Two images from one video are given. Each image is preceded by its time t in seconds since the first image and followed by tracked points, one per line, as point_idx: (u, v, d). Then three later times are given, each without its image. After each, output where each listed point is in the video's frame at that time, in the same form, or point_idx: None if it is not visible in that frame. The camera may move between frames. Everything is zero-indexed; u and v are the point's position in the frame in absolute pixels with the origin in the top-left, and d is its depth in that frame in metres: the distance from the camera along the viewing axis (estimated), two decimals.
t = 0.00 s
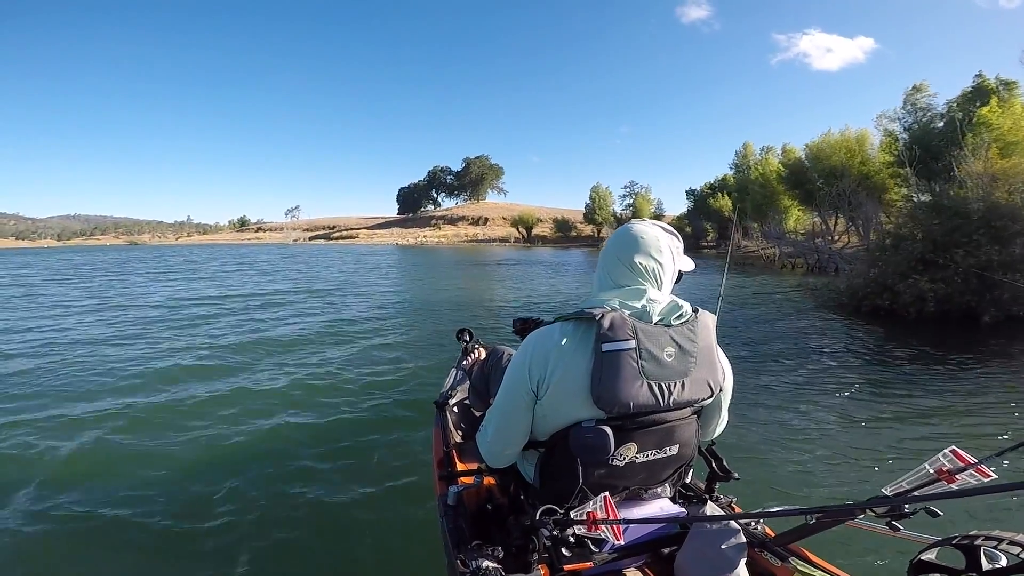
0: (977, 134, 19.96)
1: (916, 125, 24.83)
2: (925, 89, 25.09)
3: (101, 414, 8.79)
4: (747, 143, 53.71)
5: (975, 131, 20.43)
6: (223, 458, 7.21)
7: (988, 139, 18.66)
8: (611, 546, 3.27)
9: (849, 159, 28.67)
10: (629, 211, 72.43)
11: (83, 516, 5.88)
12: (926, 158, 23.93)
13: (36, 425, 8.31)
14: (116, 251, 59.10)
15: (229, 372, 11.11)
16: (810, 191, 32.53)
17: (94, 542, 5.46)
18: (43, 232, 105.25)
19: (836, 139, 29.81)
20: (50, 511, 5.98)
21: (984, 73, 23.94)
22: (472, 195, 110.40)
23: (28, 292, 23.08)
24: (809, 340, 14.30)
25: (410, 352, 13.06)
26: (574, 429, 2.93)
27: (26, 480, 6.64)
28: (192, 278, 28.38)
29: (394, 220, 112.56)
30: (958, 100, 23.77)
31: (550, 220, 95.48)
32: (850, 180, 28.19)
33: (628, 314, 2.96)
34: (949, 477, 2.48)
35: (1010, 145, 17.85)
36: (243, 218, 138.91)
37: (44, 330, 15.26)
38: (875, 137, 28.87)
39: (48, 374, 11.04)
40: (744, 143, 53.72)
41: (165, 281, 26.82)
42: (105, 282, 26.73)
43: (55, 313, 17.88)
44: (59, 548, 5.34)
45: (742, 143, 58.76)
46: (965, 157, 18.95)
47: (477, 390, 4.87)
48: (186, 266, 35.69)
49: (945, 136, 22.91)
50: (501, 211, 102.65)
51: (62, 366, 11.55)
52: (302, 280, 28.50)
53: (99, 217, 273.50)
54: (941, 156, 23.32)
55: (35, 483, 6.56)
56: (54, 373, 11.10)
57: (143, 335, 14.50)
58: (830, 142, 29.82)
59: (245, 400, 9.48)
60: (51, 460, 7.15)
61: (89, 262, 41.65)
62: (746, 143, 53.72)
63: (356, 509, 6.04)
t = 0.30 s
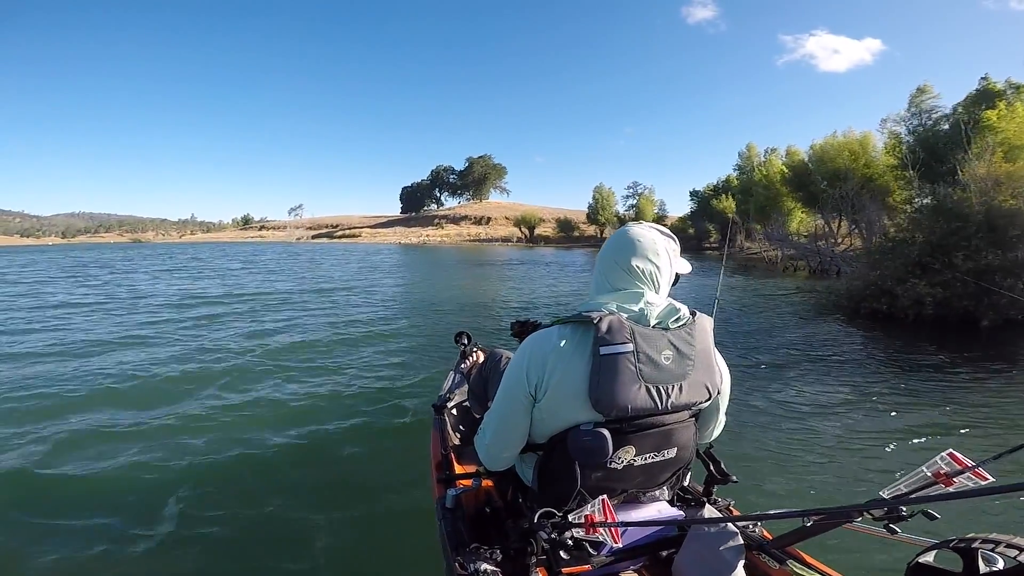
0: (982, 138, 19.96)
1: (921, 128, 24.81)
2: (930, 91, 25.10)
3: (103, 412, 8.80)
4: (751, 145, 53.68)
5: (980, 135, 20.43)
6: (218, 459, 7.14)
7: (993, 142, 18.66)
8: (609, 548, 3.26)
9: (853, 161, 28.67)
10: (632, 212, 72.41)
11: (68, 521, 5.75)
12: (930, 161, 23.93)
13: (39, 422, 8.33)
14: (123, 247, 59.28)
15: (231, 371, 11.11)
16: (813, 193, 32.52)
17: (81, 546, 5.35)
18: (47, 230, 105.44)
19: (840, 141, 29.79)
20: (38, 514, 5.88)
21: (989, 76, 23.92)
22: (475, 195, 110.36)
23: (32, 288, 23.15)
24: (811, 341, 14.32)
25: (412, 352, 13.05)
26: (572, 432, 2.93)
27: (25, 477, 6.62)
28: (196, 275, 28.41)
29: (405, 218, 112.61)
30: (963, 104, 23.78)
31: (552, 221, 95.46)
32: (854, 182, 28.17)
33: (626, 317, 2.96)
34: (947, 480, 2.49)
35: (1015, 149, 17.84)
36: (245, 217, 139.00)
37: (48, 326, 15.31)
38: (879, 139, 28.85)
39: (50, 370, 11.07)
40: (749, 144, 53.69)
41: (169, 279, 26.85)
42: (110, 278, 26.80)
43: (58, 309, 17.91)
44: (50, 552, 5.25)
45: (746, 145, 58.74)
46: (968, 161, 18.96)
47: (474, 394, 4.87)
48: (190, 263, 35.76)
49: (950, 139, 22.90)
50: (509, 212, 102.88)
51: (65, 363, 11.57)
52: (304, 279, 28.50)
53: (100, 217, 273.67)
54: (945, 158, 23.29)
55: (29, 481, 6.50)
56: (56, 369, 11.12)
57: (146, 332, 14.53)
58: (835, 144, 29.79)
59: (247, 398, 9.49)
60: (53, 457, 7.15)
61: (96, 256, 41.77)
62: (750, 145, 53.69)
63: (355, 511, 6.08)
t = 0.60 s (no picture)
0: (983, 137, 19.93)
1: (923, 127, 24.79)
2: (933, 90, 25.08)
3: (104, 412, 8.82)
4: (754, 144, 53.69)
5: (982, 134, 20.42)
6: (220, 462, 7.12)
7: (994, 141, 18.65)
8: (609, 545, 3.26)
9: (855, 160, 28.64)
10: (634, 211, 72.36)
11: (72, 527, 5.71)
12: (932, 160, 23.90)
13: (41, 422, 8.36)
14: (128, 248, 59.50)
15: (232, 370, 11.13)
16: (816, 192, 32.48)
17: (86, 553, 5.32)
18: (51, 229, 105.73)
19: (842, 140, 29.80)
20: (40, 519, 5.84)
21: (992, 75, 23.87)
22: (478, 194, 110.41)
23: (36, 287, 23.24)
24: (813, 340, 14.33)
25: (414, 351, 13.05)
26: (572, 429, 2.93)
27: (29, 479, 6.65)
28: (200, 275, 28.50)
29: (407, 217, 112.67)
30: (964, 103, 23.75)
31: (555, 220, 95.42)
32: (856, 181, 28.16)
33: (625, 314, 2.96)
34: (946, 477, 2.49)
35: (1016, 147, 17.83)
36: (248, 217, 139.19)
37: (52, 326, 15.36)
38: (881, 138, 28.81)
39: (54, 369, 11.11)
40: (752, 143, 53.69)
41: (172, 278, 26.92)
42: (114, 278, 26.89)
43: (62, 309, 17.98)
44: (49, 561, 5.19)
45: (748, 144, 58.67)
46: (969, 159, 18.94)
47: (473, 391, 4.88)
48: (194, 263, 35.86)
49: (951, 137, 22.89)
50: (511, 211, 102.88)
51: (67, 362, 11.60)
52: (307, 278, 28.53)
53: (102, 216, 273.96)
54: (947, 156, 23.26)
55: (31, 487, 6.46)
56: (59, 369, 11.15)
57: (149, 331, 14.56)
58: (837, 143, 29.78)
59: (248, 398, 9.51)
60: (54, 460, 7.15)
61: (102, 257, 41.95)
62: (753, 144, 53.69)
63: (354, 511, 6.09)
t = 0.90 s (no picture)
0: (984, 135, 19.89)
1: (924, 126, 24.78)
2: (936, 89, 25.06)
3: (107, 411, 8.87)
4: (757, 144, 53.71)
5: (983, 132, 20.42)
6: (219, 459, 7.06)
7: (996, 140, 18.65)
8: (609, 545, 3.26)
9: (857, 159, 28.62)
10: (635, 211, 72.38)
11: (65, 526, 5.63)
12: (933, 159, 23.87)
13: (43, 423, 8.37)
14: (134, 250, 59.73)
15: (234, 371, 11.16)
16: (817, 191, 32.49)
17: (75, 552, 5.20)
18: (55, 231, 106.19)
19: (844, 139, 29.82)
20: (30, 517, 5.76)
21: (996, 74, 23.83)
22: (480, 195, 110.49)
23: (41, 290, 23.39)
24: (815, 340, 14.32)
25: (416, 351, 13.06)
26: (572, 429, 2.94)
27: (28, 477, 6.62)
28: (204, 276, 28.60)
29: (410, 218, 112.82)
30: (966, 102, 23.73)
31: (557, 221, 95.51)
32: (858, 181, 28.16)
33: (625, 314, 2.96)
34: (947, 477, 2.49)
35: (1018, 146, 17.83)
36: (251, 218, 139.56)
37: (55, 328, 15.42)
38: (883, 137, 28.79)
39: (57, 371, 11.14)
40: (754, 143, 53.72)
41: (176, 280, 27.04)
42: (118, 279, 26.99)
43: (67, 311, 18.09)
44: (45, 550, 5.23)
45: (749, 144, 58.68)
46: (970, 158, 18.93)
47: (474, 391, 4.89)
48: (198, 265, 36.01)
49: (952, 136, 22.88)
50: (513, 211, 102.95)
51: (71, 363, 11.66)
52: (310, 279, 28.61)
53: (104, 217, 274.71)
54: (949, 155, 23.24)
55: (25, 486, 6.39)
56: (62, 370, 11.19)
57: (152, 333, 14.60)
58: (839, 142, 29.79)
59: (250, 398, 9.52)
60: (55, 458, 7.17)
61: (108, 259, 42.23)
62: (755, 144, 53.72)
63: (353, 500, 6.09)
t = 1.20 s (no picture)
0: (987, 137, 19.87)
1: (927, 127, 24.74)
2: (942, 91, 24.92)
3: (107, 413, 8.87)
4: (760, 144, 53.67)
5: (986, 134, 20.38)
6: (219, 466, 7.04)
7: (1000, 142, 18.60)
8: (610, 548, 3.26)
9: (860, 160, 28.62)
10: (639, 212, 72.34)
11: (67, 535, 5.59)
12: (937, 160, 23.88)
13: (46, 424, 8.40)
14: (141, 251, 59.96)
15: (236, 372, 11.16)
16: (820, 192, 32.46)
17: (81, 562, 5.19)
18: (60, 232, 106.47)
19: (848, 140, 29.80)
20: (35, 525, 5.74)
21: (1002, 76, 23.76)
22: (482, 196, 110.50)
23: (45, 290, 23.43)
24: (817, 341, 14.33)
25: (419, 352, 13.06)
26: (573, 432, 2.94)
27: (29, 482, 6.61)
28: (209, 277, 28.67)
29: (412, 219, 112.87)
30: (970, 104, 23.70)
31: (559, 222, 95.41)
32: (861, 181, 28.14)
33: (626, 317, 2.97)
34: (947, 480, 2.49)
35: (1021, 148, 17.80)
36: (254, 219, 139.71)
37: (60, 328, 15.48)
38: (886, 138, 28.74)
39: (61, 371, 11.18)
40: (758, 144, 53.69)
41: (181, 280, 27.09)
42: (122, 280, 27.08)
43: (70, 311, 18.12)
44: (42, 559, 5.21)
45: (753, 145, 58.64)
46: (973, 159, 18.90)
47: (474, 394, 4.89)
48: (202, 265, 36.11)
49: (956, 138, 22.85)
50: (515, 212, 102.95)
51: (73, 365, 11.68)
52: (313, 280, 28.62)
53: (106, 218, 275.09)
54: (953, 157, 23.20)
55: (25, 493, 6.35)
56: (66, 371, 11.21)
57: (156, 334, 14.64)
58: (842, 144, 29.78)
59: (253, 399, 9.53)
60: (54, 461, 7.16)
61: (115, 259, 42.37)
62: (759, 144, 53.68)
63: (351, 511, 6.10)
